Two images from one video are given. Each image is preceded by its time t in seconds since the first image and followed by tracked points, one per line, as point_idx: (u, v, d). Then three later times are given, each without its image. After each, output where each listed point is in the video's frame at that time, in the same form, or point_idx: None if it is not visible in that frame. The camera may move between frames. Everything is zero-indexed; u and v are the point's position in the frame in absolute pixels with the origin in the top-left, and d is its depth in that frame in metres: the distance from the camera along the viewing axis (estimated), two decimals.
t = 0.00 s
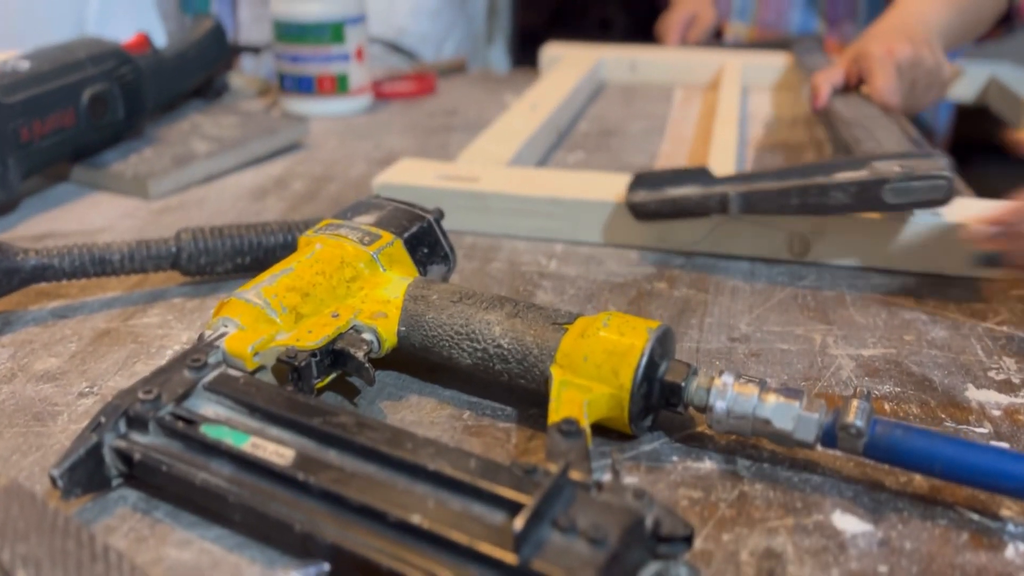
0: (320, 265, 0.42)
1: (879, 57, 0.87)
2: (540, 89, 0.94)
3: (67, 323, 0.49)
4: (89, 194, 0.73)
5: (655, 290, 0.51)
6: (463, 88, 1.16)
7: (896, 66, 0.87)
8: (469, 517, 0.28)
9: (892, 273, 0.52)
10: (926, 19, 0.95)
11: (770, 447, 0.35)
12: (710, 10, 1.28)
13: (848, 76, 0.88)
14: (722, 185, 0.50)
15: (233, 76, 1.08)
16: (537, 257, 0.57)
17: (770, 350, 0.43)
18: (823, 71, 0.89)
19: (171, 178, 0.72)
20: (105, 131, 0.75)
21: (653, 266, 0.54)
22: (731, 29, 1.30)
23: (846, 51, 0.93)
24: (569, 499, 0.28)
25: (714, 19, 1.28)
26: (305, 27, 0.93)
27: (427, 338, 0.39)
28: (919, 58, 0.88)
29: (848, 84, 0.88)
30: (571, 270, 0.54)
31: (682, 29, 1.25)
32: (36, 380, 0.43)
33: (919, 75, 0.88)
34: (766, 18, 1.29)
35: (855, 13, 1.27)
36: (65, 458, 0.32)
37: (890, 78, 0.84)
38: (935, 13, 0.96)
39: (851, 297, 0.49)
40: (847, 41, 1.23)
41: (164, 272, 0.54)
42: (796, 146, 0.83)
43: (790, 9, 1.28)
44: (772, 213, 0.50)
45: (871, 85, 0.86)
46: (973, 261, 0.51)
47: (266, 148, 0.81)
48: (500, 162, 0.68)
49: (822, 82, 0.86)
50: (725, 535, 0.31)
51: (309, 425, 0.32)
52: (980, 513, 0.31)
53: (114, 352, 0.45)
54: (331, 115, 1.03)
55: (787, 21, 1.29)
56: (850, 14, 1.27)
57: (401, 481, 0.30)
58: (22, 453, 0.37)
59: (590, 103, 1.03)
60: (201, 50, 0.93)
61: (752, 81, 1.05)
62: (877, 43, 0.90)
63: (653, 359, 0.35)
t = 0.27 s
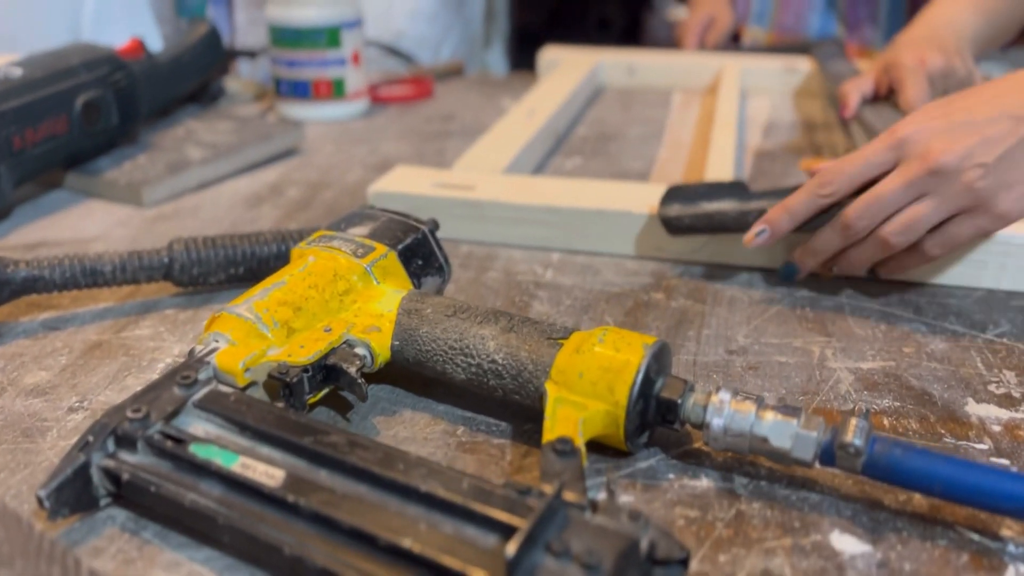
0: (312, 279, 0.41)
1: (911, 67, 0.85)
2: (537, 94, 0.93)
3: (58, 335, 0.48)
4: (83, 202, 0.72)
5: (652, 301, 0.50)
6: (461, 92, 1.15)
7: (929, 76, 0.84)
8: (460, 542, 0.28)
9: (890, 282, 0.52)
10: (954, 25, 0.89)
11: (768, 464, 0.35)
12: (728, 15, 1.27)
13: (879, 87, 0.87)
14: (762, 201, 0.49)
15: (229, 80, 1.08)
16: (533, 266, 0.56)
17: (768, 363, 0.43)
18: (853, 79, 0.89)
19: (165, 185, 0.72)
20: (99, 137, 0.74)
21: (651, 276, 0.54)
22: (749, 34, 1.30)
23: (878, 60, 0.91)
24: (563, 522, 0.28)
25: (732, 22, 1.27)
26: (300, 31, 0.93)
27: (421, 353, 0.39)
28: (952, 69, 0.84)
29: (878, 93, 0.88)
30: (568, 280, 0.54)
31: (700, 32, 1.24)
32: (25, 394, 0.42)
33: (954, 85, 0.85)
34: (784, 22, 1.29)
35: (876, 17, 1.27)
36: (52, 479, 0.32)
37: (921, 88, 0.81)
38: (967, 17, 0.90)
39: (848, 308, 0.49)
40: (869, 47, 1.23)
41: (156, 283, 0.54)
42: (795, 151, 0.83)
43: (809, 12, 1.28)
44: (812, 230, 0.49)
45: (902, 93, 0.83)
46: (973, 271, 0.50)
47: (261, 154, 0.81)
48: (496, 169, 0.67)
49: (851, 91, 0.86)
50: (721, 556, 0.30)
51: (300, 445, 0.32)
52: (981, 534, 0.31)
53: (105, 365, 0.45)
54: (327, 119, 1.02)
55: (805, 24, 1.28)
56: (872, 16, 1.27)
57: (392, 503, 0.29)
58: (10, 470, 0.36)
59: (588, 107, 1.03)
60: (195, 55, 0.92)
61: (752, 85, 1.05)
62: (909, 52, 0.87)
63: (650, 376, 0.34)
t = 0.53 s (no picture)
0: (302, 291, 0.41)
1: (921, 80, 0.83)
2: (532, 98, 0.93)
3: (47, 347, 0.48)
4: (75, 210, 0.72)
5: (647, 311, 0.50)
6: (457, 96, 1.15)
7: (939, 89, 0.83)
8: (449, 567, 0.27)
9: (886, 291, 0.51)
10: (963, 35, 0.89)
11: (764, 482, 0.34)
12: (739, 16, 1.30)
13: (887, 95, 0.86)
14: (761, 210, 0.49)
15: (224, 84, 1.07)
16: (527, 274, 0.56)
17: (764, 375, 0.42)
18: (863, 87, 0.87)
19: (158, 192, 0.71)
20: (91, 144, 0.74)
21: (646, 285, 0.54)
22: (760, 36, 1.33)
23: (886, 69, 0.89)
24: (553, 546, 0.27)
25: (744, 25, 1.29)
26: (295, 36, 0.92)
27: (412, 366, 0.39)
28: (962, 81, 0.84)
29: (886, 102, 0.86)
30: (562, 289, 0.53)
31: (711, 36, 1.26)
32: (13, 409, 0.42)
33: (959, 99, 0.84)
34: (796, 26, 1.31)
35: (888, 22, 1.28)
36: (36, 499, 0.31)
37: (929, 102, 0.80)
38: (977, 25, 0.90)
39: (845, 318, 0.48)
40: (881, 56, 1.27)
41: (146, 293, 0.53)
42: (792, 156, 0.82)
43: (822, 16, 1.30)
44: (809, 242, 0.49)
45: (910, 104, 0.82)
46: (971, 281, 0.49)
47: (255, 160, 0.80)
48: (490, 177, 0.67)
49: (860, 100, 0.84)
50: None
51: (288, 464, 0.31)
52: (977, 554, 0.30)
53: (94, 379, 0.44)
54: (322, 124, 1.01)
55: (818, 28, 1.30)
56: (884, 22, 1.29)
57: (380, 525, 0.29)
58: None
59: (584, 112, 1.02)
60: (189, 59, 0.91)
61: (749, 88, 1.04)
62: (917, 64, 0.85)
63: (643, 391, 0.34)
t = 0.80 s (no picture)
0: (298, 300, 0.40)
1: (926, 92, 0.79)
2: (529, 102, 0.92)
3: (42, 356, 0.47)
4: (70, 215, 0.71)
5: (645, 318, 0.50)
6: (455, 99, 1.15)
7: (943, 101, 0.78)
8: None
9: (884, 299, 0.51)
10: (967, 45, 0.88)
11: (762, 494, 0.34)
12: (746, 20, 1.34)
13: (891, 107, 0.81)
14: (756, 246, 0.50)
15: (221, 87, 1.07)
16: (525, 281, 0.56)
17: (762, 384, 0.42)
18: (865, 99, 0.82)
19: (154, 198, 0.71)
20: (86, 149, 0.74)
21: (643, 292, 0.53)
22: (768, 39, 1.35)
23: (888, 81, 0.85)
24: (550, 562, 0.27)
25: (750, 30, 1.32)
26: (292, 39, 0.92)
27: (408, 377, 0.38)
28: (966, 93, 0.81)
29: (890, 114, 0.80)
30: (559, 296, 0.53)
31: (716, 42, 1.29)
32: (8, 419, 0.42)
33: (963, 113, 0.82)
34: (803, 29, 1.32)
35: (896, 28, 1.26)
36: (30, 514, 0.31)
37: (935, 115, 0.76)
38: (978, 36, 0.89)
39: (843, 326, 0.48)
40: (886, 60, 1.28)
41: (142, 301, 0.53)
42: (791, 160, 0.82)
43: (830, 21, 1.31)
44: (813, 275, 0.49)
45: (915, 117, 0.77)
46: (970, 288, 0.49)
47: (251, 165, 0.80)
48: (487, 182, 0.67)
49: (863, 112, 0.78)
50: None
51: (284, 478, 0.31)
52: (976, 567, 0.30)
53: (89, 388, 0.44)
54: (320, 127, 1.01)
55: (825, 32, 1.31)
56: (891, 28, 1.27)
57: (376, 540, 0.29)
58: None
59: (582, 115, 1.02)
60: (185, 63, 0.91)
61: (748, 91, 1.04)
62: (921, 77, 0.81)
63: (642, 402, 0.34)
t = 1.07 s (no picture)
0: (297, 309, 0.40)
1: (927, 99, 0.78)
2: (528, 105, 0.92)
3: (39, 365, 0.47)
4: (68, 220, 0.71)
5: (645, 326, 0.49)
6: (453, 101, 1.14)
7: (944, 108, 0.78)
8: None
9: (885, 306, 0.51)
10: (971, 53, 0.88)
11: (763, 506, 0.34)
12: (750, 19, 1.36)
13: (893, 113, 0.80)
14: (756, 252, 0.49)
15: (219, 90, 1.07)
16: (524, 288, 0.55)
17: (763, 394, 0.42)
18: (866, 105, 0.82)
19: (152, 203, 0.71)
20: (84, 154, 0.73)
21: (643, 298, 0.53)
22: (771, 40, 1.35)
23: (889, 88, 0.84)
24: None
25: (752, 30, 1.33)
26: (290, 42, 0.92)
27: (407, 389, 0.38)
28: (968, 100, 0.80)
29: (891, 120, 0.80)
30: (559, 303, 0.53)
31: (717, 42, 1.31)
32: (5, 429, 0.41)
33: (965, 119, 0.82)
34: (806, 31, 1.32)
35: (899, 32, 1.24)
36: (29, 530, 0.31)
37: (937, 121, 0.75)
38: (982, 43, 0.89)
39: (843, 334, 0.48)
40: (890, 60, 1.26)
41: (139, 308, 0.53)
42: (790, 163, 0.82)
43: (833, 24, 1.30)
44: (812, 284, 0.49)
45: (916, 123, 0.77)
46: (971, 295, 0.49)
47: (249, 169, 0.80)
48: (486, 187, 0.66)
49: (864, 117, 0.78)
50: None
51: (283, 493, 0.31)
52: None
53: (86, 398, 0.44)
54: (318, 131, 1.00)
55: (827, 35, 1.31)
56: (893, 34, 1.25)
57: (376, 555, 0.28)
58: None
59: (581, 118, 1.02)
60: (182, 67, 0.91)
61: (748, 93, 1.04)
62: (922, 83, 0.81)
63: (643, 415, 0.33)
